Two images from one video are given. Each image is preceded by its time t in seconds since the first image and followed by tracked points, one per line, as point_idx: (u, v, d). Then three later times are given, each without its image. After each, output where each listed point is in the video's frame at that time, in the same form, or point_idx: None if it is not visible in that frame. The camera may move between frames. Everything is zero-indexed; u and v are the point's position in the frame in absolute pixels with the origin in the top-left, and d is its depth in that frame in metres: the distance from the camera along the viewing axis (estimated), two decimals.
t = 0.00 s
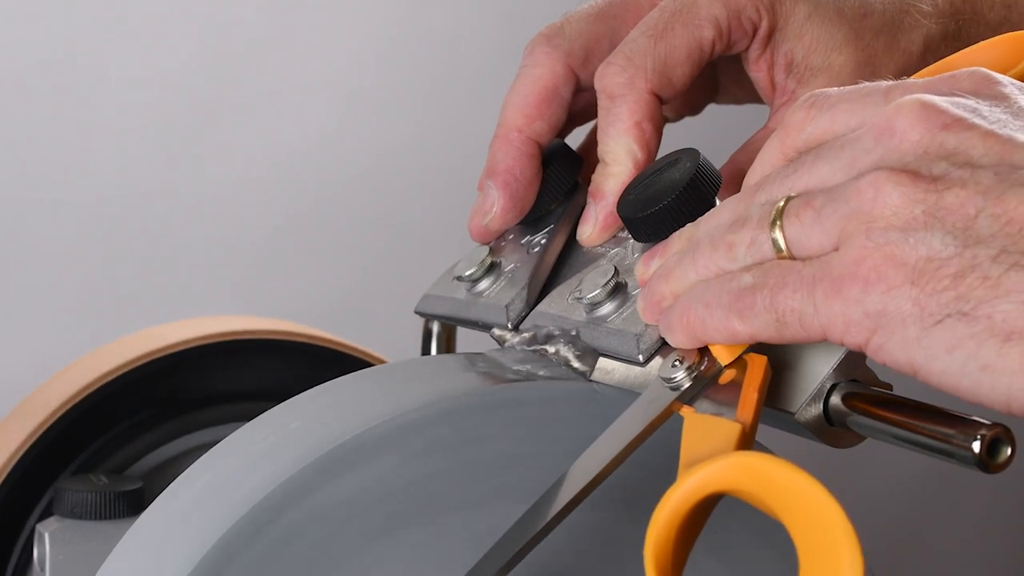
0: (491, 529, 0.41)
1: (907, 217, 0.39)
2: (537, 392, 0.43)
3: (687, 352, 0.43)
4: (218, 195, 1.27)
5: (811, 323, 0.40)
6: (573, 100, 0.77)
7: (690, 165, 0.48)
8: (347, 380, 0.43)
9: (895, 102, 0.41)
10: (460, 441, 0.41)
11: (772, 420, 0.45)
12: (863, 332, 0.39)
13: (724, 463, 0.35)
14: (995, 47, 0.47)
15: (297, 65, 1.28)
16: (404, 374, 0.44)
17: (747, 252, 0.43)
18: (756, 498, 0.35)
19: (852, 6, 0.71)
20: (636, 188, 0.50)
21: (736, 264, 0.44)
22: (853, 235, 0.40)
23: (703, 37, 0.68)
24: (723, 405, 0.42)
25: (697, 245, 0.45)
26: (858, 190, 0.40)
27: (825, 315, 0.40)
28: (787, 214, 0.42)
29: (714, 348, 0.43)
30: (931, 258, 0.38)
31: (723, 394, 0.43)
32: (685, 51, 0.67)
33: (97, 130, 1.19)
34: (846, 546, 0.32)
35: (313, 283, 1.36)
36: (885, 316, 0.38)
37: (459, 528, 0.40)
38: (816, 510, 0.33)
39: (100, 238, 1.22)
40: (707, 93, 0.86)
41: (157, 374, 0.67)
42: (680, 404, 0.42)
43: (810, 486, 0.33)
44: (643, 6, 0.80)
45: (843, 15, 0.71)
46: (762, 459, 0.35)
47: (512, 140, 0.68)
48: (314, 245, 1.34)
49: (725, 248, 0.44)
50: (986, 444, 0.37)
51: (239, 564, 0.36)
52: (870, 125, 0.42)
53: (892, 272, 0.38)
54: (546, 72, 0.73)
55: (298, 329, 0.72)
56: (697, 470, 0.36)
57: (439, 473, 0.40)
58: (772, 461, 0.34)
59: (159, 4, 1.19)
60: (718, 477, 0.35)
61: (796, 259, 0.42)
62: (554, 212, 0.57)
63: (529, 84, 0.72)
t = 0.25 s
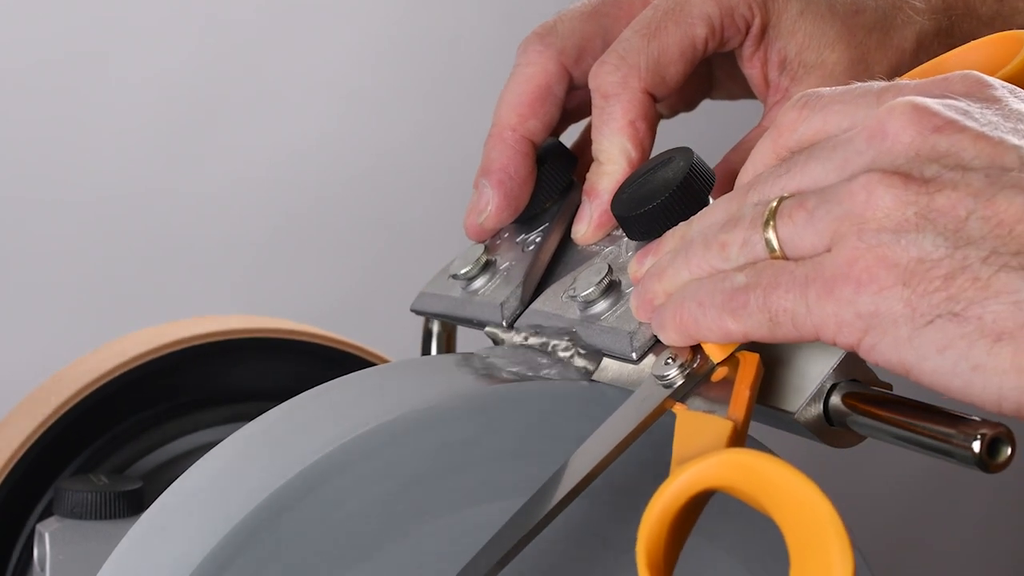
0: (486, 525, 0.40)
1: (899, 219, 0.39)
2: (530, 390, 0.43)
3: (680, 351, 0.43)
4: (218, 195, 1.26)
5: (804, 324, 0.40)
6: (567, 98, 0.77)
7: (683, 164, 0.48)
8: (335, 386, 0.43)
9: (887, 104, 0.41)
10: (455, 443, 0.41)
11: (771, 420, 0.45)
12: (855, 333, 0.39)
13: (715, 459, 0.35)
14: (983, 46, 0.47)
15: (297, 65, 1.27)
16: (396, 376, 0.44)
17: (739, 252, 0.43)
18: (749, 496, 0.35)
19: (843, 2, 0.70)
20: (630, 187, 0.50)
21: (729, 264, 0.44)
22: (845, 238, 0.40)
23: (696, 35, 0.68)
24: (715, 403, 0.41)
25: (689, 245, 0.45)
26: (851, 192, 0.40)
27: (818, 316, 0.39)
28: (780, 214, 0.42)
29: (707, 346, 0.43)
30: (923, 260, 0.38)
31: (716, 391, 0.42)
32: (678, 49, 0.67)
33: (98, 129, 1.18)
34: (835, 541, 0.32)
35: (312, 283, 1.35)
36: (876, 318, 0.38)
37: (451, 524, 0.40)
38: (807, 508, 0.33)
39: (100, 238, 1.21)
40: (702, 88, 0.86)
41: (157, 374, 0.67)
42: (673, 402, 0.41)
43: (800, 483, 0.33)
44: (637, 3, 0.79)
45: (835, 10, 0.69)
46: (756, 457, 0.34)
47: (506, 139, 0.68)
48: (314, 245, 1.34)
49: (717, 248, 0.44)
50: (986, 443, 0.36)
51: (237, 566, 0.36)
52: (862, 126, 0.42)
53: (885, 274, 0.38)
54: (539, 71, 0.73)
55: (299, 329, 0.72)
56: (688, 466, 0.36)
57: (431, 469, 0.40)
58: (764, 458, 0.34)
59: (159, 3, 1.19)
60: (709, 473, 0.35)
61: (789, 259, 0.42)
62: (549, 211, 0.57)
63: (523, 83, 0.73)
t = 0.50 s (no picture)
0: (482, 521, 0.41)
1: (887, 220, 0.39)
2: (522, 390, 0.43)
3: (673, 348, 0.44)
4: (219, 194, 1.24)
5: (793, 324, 0.40)
6: (561, 97, 0.77)
7: (676, 164, 0.48)
8: (330, 388, 0.43)
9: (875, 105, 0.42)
10: (454, 442, 0.41)
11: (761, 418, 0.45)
12: (843, 333, 0.39)
13: (706, 456, 0.35)
14: (975, 46, 0.47)
15: (298, 65, 1.24)
16: (391, 378, 0.44)
17: (729, 252, 0.44)
18: (737, 493, 0.35)
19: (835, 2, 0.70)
20: (622, 187, 0.50)
21: (720, 263, 0.44)
22: (833, 238, 0.40)
23: (688, 35, 0.68)
24: (706, 400, 0.42)
25: (680, 244, 0.45)
26: (839, 192, 0.41)
27: (807, 316, 0.40)
28: (770, 214, 0.43)
29: (697, 345, 0.43)
30: (910, 260, 0.38)
31: (707, 390, 0.43)
32: (671, 49, 0.67)
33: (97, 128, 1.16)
34: (823, 539, 0.32)
35: (311, 284, 1.32)
36: (864, 318, 0.39)
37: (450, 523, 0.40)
38: (797, 506, 0.33)
39: (100, 238, 1.19)
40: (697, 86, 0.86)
41: (157, 374, 0.67)
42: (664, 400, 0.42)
43: (791, 481, 0.33)
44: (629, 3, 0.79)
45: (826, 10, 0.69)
46: (747, 455, 0.34)
47: (500, 138, 0.69)
48: (314, 245, 1.31)
49: (707, 247, 0.44)
50: (985, 443, 0.36)
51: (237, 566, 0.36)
52: (851, 127, 0.42)
53: (872, 274, 0.39)
54: (532, 71, 0.73)
55: (299, 330, 0.72)
56: (679, 463, 0.36)
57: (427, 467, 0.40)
58: (754, 456, 0.34)
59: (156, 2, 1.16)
60: (699, 471, 0.35)
61: (779, 259, 0.43)
62: (543, 210, 0.58)
63: (515, 82, 0.73)
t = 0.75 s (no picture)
0: (475, 519, 0.42)
1: (879, 218, 0.39)
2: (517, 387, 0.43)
3: (666, 347, 0.44)
4: (219, 193, 1.23)
5: (786, 322, 0.41)
6: (557, 96, 0.77)
7: (671, 162, 0.49)
8: (328, 390, 0.43)
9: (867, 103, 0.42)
10: (450, 443, 0.41)
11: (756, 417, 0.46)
12: (835, 331, 0.40)
13: (700, 454, 0.35)
14: (970, 45, 0.47)
15: (298, 66, 1.24)
16: (386, 377, 0.44)
17: (723, 250, 0.44)
18: (732, 491, 0.35)
19: None
20: (618, 185, 0.50)
21: (713, 261, 0.44)
22: (825, 237, 0.40)
23: (683, 33, 0.68)
24: (699, 397, 0.42)
25: (674, 242, 0.45)
26: (832, 191, 0.40)
27: (799, 315, 0.40)
28: (763, 213, 0.43)
29: (692, 343, 0.43)
30: (901, 259, 0.38)
31: (701, 387, 0.43)
32: (666, 47, 0.67)
33: (97, 128, 1.16)
34: (815, 538, 0.32)
35: (312, 283, 1.32)
36: (854, 317, 0.39)
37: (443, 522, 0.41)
38: (790, 505, 0.33)
39: (100, 238, 1.19)
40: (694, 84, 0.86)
41: (157, 374, 0.67)
42: (659, 398, 0.42)
43: (784, 481, 0.33)
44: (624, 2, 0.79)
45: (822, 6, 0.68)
46: (741, 454, 0.34)
47: (496, 137, 0.69)
48: (314, 244, 1.31)
49: (701, 245, 0.44)
50: (985, 443, 0.36)
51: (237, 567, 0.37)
52: (844, 126, 0.42)
53: (863, 272, 0.39)
54: (528, 70, 0.73)
55: (298, 330, 0.72)
56: (672, 461, 0.36)
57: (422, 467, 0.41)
58: (748, 455, 0.34)
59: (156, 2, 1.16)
60: (692, 469, 0.35)
61: (772, 258, 0.43)
62: (540, 208, 0.58)
63: (512, 82, 0.73)
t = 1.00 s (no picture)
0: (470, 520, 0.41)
1: (872, 219, 0.39)
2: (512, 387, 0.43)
3: (660, 347, 0.44)
4: (219, 193, 1.23)
5: (779, 322, 0.41)
6: (553, 96, 0.78)
7: (666, 163, 0.49)
8: (326, 391, 0.43)
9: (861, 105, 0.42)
10: (447, 445, 0.41)
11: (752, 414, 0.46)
12: (828, 332, 0.40)
13: (692, 454, 0.35)
14: (964, 46, 0.48)
15: (298, 66, 1.24)
16: (381, 377, 0.44)
17: (716, 251, 0.44)
18: (726, 492, 0.35)
19: None
20: (614, 185, 0.50)
21: (707, 262, 0.44)
22: (819, 237, 0.40)
23: (679, 33, 0.68)
24: (694, 398, 0.42)
25: (669, 243, 0.46)
26: (825, 192, 0.41)
27: (792, 316, 0.40)
28: (757, 213, 0.43)
29: (686, 343, 0.43)
30: (894, 260, 0.38)
31: (695, 387, 0.43)
32: (661, 48, 0.67)
33: (96, 129, 1.16)
34: (808, 536, 0.32)
35: (312, 283, 1.32)
36: (847, 318, 0.39)
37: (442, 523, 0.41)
38: (782, 503, 0.33)
39: (100, 238, 1.19)
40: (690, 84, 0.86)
41: (157, 374, 0.67)
42: (653, 397, 0.42)
43: (776, 480, 0.33)
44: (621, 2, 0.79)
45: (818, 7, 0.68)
46: (734, 453, 0.34)
47: (491, 138, 0.69)
48: (314, 245, 1.31)
49: (695, 246, 0.44)
50: (986, 443, 0.37)
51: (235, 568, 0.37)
52: (837, 127, 0.43)
53: (856, 273, 0.39)
54: (524, 70, 0.73)
55: (298, 330, 0.72)
56: (665, 461, 0.36)
57: (416, 465, 0.40)
58: (740, 454, 0.34)
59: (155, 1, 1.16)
60: (686, 469, 0.35)
61: (766, 259, 0.43)
62: (536, 208, 0.58)
63: (507, 82, 0.73)
